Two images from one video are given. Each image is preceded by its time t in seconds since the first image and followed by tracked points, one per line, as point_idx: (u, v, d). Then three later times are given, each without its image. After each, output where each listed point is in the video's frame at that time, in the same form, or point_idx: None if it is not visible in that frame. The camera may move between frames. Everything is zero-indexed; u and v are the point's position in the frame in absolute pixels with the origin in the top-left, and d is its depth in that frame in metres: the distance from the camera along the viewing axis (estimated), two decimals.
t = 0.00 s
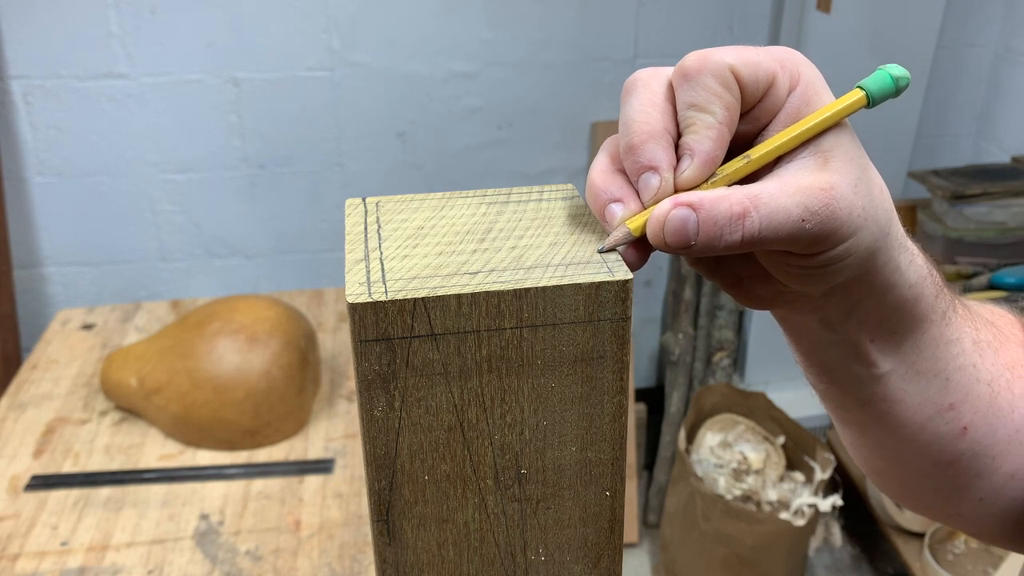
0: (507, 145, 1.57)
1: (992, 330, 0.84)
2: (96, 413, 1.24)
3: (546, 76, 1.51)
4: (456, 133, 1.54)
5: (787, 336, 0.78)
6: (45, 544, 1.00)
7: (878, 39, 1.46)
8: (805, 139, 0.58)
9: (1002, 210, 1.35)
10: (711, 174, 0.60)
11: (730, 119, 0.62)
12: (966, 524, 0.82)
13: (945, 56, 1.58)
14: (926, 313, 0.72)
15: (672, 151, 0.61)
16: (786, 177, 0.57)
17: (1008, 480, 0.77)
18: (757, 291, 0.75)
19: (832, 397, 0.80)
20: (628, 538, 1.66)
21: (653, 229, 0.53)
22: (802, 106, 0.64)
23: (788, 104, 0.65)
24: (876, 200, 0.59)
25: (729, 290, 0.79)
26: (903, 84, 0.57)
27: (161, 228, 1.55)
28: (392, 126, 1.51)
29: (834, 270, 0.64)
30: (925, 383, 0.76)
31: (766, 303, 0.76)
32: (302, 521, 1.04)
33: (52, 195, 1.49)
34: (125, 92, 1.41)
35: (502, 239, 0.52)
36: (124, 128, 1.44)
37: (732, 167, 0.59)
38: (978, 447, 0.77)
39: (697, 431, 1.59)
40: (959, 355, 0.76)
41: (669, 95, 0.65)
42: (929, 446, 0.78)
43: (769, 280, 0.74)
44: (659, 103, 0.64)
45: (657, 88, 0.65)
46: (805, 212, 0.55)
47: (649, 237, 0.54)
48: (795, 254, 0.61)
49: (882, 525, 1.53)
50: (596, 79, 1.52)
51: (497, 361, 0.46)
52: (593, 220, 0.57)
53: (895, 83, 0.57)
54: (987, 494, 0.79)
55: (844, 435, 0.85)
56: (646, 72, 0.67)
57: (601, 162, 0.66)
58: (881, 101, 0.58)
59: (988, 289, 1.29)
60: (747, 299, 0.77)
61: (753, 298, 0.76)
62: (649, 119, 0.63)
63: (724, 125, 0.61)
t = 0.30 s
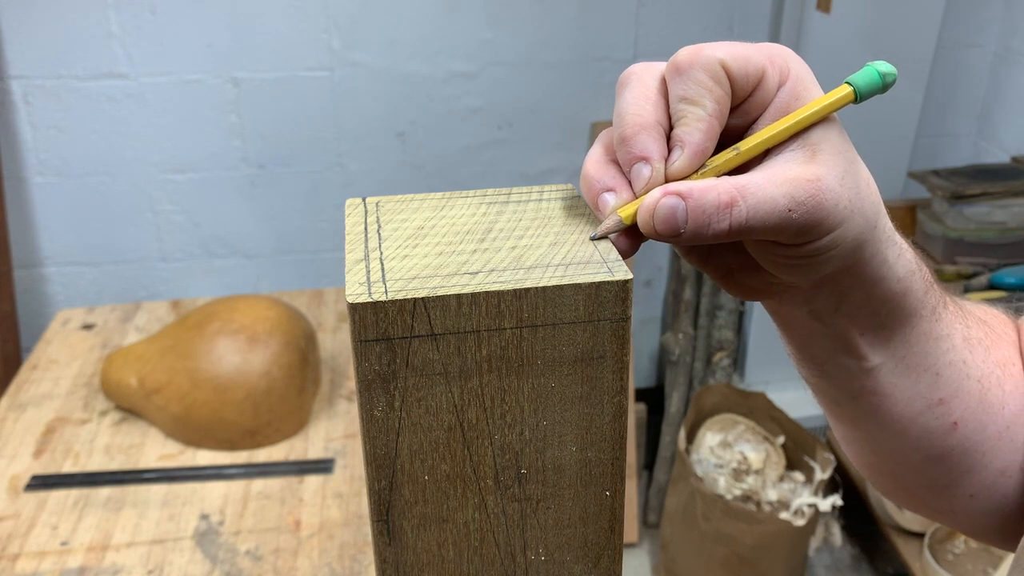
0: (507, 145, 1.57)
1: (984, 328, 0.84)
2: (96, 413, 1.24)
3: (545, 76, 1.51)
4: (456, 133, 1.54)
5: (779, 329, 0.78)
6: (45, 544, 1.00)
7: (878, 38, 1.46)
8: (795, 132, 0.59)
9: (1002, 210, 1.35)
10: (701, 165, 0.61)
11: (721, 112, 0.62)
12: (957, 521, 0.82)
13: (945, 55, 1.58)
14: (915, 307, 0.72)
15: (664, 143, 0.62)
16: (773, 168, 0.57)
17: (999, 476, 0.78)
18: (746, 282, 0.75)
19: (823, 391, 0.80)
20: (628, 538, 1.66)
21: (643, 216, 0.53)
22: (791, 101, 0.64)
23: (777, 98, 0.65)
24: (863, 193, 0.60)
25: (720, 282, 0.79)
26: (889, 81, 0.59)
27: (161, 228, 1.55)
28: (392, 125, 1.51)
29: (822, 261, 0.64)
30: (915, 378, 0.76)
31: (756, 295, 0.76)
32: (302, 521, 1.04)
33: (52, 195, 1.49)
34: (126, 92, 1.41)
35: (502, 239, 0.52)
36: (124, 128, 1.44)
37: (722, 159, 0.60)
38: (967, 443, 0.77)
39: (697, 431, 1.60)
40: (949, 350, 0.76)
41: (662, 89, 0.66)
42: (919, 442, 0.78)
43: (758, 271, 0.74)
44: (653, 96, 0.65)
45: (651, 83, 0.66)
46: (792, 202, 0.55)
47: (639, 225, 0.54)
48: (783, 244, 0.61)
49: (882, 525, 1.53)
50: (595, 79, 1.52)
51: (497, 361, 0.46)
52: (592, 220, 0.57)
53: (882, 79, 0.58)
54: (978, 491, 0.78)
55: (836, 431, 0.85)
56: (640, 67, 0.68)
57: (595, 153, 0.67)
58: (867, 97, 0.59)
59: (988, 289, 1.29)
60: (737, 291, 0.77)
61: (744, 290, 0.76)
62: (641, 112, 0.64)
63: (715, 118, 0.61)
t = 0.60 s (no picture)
0: (507, 145, 1.57)
1: (974, 325, 0.84)
2: (96, 413, 1.24)
3: (545, 76, 1.51)
4: (456, 133, 1.54)
5: (771, 324, 0.78)
6: (45, 544, 1.00)
7: (878, 38, 1.46)
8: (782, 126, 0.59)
9: (1002, 210, 1.35)
10: (690, 157, 0.62)
11: (711, 106, 0.63)
12: (946, 516, 0.82)
13: (944, 56, 1.58)
14: (902, 301, 0.72)
15: (655, 135, 0.63)
16: (760, 159, 0.57)
17: (988, 473, 0.78)
18: (735, 273, 0.76)
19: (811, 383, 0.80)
20: (628, 538, 1.66)
21: (632, 205, 0.54)
22: (780, 96, 0.65)
23: (766, 93, 0.65)
24: (848, 185, 0.60)
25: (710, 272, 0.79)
26: (874, 77, 0.59)
27: (161, 228, 1.55)
28: (392, 125, 1.51)
29: (808, 252, 0.64)
30: (904, 373, 0.76)
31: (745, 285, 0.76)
32: (302, 521, 1.04)
33: (52, 195, 1.49)
34: (126, 92, 1.41)
35: (502, 239, 0.52)
36: (125, 128, 1.44)
37: (710, 151, 0.60)
38: (955, 438, 0.77)
39: (697, 431, 1.60)
40: (938, 346, 0.76)
41: (655, 83, 0.67)
42: (908, 436, 0.78)
43: (746, 263, 0.74)
44: (645, 89, 0.66)
45: (644, 77, 0.68)
46: (777, 193, 0.55)
47: (628, 213, 0.55)
48: (769, 234, 0.62)
49: (882, 525, 1.53)
50: (596, 79, 1.52)
51: (497, 361, 0.46)
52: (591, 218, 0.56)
53: (868, 75, 0.59)
54: (967, 487, 0.79)
55: (828, 426, 0.85)
56: (635, 62, 0.69)
57: (590, 144, 0.68)
58: (854, 93, 0.59)
59: (988, 289, 1.30)
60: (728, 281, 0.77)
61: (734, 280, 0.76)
62: (633, 104, 0.65)
63: (704, 111, 0.62)
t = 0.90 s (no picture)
0: (507, 145, 1.57)
1: (966, 323, 0.84)
2: (96, 413, 1.24)
3: (546, 76, 1.51)
4: (456, 133, 1.54)
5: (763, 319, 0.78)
6: (45, 544, 1.00)
7: (878, 38, 1.46)
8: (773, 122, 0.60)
9: (1002, 210, 1.35)
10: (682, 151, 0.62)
11: (703, 102, 0.64)
12: (940, 512, 0.82)
13: (944, 56, 1.58)
14: (892, 297, 0.72)
15: (649, 130, 0.64)
16: (751, 154, 0.58)
17: (977, 469, 0.78)
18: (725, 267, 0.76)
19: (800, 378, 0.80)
20: (628, 538, 1.66)
21: (626, 196, 0.54)
22: (771, 94, 0.66)
23: (757, 90, 0.67)
24: (837, 180, 0.60)
25: (701, 265, 0.79)
26: (863, 77, 0.60)
27: (161, 228, 1.55)
28: (392, 125, 1.51)
29: (797, 246, 0.64)
30: (895, 369, 0.76)
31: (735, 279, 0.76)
32: (302, 521, 1.04)
33: (52, 195, 1.49)
34: (126, 92, 1.41)
35: (502, 239, 0.52)
36: (125, 128, 1.44)
37: (703, 145, 0.61)
38: (945, 433, 0.77)
39: (697, 431, 1.59)
40: (928, 342, 0.76)
41: (649, 80, 0.68)
42: (899, 432, 0.78)
43: (738, 257, 0.74)
44: (641, 85, 0.68)
45: (639, 73, 0.69)
46: (767, 185, 0.56)
47: (622, 204, 0.55)
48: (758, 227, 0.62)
49: (882, 525, 1.53)
50: (596, 78, 1.52)
51: (497, 361, 0.46)
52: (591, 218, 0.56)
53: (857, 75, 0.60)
54: (958, 482, 0.79)
55: (820, 421, 0.85)
56: (630, 58, 0.71)
57: (585, 137, 0.69)
58: (842, 92, 0.60)
59: (988, 289, 1.30)
60: (720, 275, 0.77)
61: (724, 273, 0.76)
62: (628, 99, 0.66)
63: (697, 106, 0.63)
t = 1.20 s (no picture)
0: (507, 145, 1.57)
1: (962, 321, 0.84)
2: (96, 413, 1.24)
3: (546, 76, 1.51)
4: (456, 133, 1.54)
5: (758, 311, 0.79)
6: (45, 544, 1.00)
7: (877, 38, 1.46)
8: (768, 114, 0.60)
9: (1002, 210, 1.35)
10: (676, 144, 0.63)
11: (698, 96, 0.65)
12: (936, 510, 0.82)
13: (944, 56, 1.58)
14: (886, 291, 0.72)
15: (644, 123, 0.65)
16: (743, 146, 0.58)
17: (972, 465, 0.78)
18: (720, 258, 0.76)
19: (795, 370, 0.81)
20: (628, 538, 1.66)
21: (620, 186, 0.55)
22: (764, 89, 0.67)
23: (751, 85, 0.67)
24: (829, 173, 0.60)
25: (697, 257, 0.80)
26: (857, 72, 0.60)
27: (161, 228, 1.55)
28: (392, 125, 1.51)
29: (787, 237, 0.64)
30: (889, 363, 0.76)
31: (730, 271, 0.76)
32: (302, 521, 1.04)
33: (52, 195, 1.49)
34: (126, 92, 1.41)
35: (502, 239, 0.52)
36: (125, 128, 1.44)
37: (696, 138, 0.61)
38: (940, 427, 0.77)
39: (697, 431, 1.59)
40: (923, 338, 0.76)
41: (646, 74, 0.70)
42: (894, 427, 0.78)
43: (732, 248, 0.75)
44: (637, 80, 0.69)
45: (635, 67, 0.70)
46: (758, 176, 0.56)
47: (617, 195, 0.56)
48: (749, 219, 0.62)
49: (882, 525, 1.53)
50: (596, 78, 1.52)
51: (497, 361, 0.46)
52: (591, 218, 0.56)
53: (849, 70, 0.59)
54: (953, 478, 0.79)
55: (817, 416, 0.85)
56: (628, 53, 0.72)
57: (583, 130, 0.71)
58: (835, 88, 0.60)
59: (988, 289, 1.30)
60: (715, 266, 0.78)
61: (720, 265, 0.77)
62: (624, 93, 0.67)
63: (691, 100, 0.64)
